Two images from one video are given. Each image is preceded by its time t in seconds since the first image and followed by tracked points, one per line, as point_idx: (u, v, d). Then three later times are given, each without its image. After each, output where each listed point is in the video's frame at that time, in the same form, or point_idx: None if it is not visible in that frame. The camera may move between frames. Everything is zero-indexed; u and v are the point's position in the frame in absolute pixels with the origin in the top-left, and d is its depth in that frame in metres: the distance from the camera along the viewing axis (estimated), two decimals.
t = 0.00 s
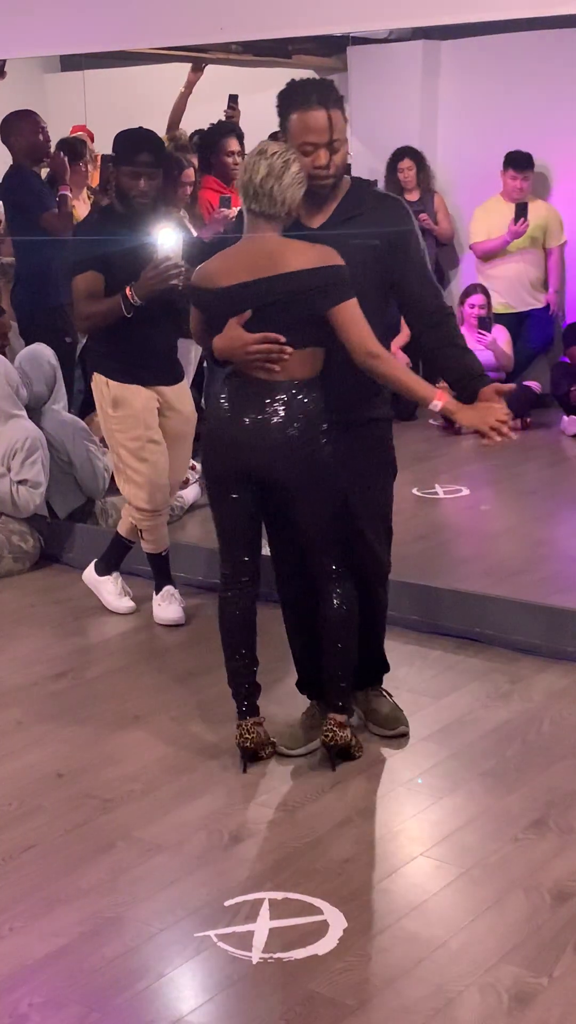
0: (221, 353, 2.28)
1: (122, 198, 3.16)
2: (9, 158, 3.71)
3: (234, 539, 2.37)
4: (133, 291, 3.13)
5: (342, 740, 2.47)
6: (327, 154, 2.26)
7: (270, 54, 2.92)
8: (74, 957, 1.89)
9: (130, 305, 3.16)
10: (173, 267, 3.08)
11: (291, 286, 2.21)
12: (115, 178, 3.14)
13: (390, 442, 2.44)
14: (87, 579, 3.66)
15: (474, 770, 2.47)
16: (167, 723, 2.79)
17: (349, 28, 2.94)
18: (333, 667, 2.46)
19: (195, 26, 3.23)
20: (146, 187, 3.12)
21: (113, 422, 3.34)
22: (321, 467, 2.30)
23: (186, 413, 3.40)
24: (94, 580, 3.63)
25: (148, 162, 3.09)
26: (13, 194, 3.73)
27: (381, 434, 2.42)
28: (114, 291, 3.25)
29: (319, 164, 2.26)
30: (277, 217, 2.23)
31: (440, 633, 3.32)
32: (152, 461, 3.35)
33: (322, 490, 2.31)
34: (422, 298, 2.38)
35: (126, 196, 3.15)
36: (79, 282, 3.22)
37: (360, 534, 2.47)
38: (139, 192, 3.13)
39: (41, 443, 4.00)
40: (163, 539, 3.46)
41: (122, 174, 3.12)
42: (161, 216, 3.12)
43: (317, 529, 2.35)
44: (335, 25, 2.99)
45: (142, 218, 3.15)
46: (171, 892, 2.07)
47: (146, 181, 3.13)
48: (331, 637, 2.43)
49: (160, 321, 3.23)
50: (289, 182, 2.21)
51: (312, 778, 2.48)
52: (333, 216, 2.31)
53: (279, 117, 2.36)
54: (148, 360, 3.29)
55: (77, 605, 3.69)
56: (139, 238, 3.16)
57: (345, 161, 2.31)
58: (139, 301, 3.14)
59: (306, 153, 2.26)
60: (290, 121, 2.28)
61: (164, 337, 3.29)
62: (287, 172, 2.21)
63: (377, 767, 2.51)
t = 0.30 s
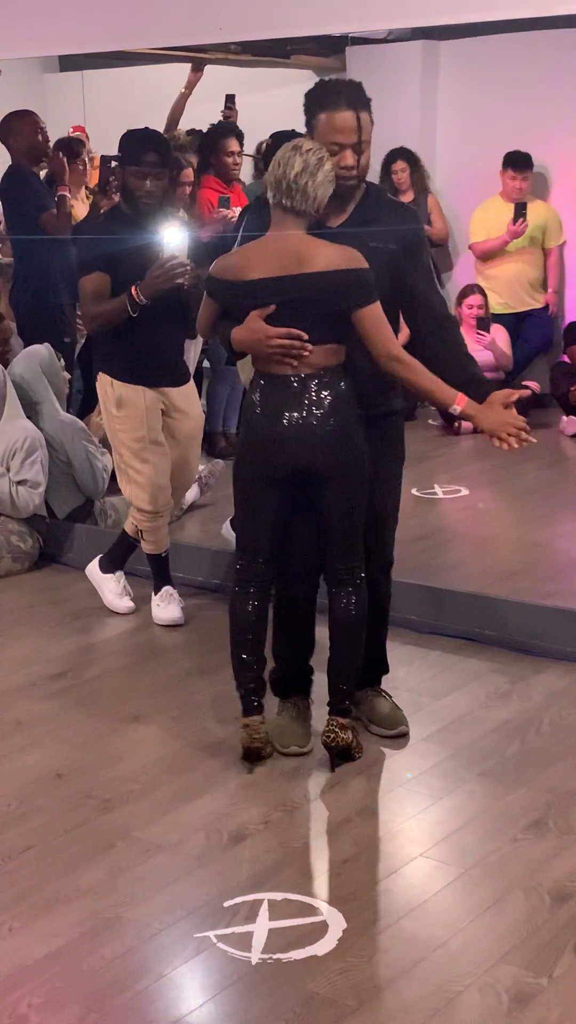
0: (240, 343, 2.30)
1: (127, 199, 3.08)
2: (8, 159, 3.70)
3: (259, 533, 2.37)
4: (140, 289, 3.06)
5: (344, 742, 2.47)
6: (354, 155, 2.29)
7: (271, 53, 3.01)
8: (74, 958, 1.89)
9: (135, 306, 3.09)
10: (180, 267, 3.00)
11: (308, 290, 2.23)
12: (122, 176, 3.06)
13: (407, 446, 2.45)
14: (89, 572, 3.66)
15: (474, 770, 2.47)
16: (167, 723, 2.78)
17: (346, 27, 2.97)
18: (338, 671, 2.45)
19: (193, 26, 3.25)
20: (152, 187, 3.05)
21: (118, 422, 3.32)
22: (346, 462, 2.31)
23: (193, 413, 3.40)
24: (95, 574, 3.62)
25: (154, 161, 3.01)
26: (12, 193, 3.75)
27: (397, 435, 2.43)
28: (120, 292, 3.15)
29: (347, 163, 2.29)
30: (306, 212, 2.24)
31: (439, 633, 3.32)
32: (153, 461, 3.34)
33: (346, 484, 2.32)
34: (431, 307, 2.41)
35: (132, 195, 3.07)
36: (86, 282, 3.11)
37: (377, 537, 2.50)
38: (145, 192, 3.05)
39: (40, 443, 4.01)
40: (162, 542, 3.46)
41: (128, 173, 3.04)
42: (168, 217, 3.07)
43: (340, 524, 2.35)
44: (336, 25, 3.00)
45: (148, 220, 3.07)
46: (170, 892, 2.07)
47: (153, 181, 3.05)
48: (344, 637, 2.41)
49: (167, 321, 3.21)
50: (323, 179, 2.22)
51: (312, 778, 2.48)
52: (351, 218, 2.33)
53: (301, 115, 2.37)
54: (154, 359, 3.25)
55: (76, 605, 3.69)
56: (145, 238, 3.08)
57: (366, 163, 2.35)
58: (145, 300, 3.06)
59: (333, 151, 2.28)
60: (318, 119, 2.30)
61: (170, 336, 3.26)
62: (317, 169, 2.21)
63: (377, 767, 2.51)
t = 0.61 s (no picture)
0: (223, 345, 2.32)
1: (132, 198, 3.14)
2: (9, 159, 3.72)
3: (259, 531, 2.39)
4: (147, 284, 3.12)
5: (347, 744, 2.48)
6: (349, 158, 2.33)
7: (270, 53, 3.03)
8: (75, 958, 1.89)
9: (141, 302, 3.14)
10: (186, 261, 3.10)
11: (295, 291, 2.22)
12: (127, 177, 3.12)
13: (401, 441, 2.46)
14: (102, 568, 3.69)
15: (474, 770, 2.47)
16: (167, 723, 2.79)
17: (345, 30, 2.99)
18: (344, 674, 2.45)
19: (193, 26, 3.28)
20: (157, 188, 3.11)
21: (118, 422, 3.32)
22: (348, 461, 2.30)
23: (196, 413, 3.39)
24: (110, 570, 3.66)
25: (160, 162, 3.07)
26: (12, 194, 3.75)
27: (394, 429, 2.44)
28: (125, 292, 3.21)
29: (341, 167, 2.33)
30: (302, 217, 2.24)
31: (439, 633, 3.32)
32: (153, 461, 3.35)
33: (347, 483, 2.32)
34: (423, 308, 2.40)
35: (137, 196, 3.13)
36: (93, 281, 3.18)
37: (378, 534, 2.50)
38: (150, 192, 3.11)
39: (40, 443, 4.00)
40: (157, 544, 3.45)
41: (133, 174, 3.10)
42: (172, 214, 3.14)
43: (340, 524, 2.35)
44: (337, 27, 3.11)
45: (153, 219, 3.14)
46: (171, 893, 2.07)
47: (157, 181, 3.10)
48: (345, 637, 2.41)
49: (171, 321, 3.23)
50: (319, 186, 2.22)
51: (313, 778, 2.48)
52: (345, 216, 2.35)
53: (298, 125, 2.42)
54: (158, 358, 3.26)
55: (78, 605, 3.69)
56: (150, 237, 3.16)
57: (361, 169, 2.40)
58: (152, 298, 3.12)
59: (328, 154, 2.32)
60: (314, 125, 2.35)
61: (173, 336, 3.27)
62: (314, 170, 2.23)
63: (377, 768, 2.51)
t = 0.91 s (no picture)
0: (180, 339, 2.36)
1: (131, 195, 3.20)
2: (10, 158, 3.72)
3: (218, 528, 2.39)
4: (142, 283, 3.15)
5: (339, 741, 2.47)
6: (311, 151, 2.27)
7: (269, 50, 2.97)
8: (75, 958, 1.89)
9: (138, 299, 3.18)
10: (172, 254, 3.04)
11: (236, 283, 2.21)
12: (128, 176, 3.19)
13: (384, 449, 2.37)
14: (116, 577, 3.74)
15: (475, 769, 2.47)
16: (168, 723, 2.78)
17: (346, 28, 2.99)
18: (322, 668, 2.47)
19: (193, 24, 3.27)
20: (155, 185, 3.16)
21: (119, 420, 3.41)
22: (303, 467, 2.28)
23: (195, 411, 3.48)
24: (122, 574, 3.71)
25: (159, 161, 3.13)
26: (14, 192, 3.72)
27: (373, 443, 2.35)
28: (123, 286, 3.28)
29: (302, 161, 2.27)
30: (249, 213, 2.21)
31: (440, 632, 3.32)
32: (151, 458, 3.42)
33: (310, 494, 2.30)
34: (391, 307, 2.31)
35: (137, 193, 3.19)
36: (91, 279, 3.28)
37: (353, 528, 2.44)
38: (149, 189, 3.17)
39: (41, 442, 4.03)
40: (155, 541, 3.50)
41: (133, 173, 3.17)
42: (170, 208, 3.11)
43: (291, 524, 2.32)
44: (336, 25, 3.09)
45: (150, 216, 3.18)
46: (172, 892, 2.07)
47: (157, 180, 3.17)
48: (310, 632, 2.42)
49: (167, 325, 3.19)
50: (265, 181, 2.20)
51: (314, 778, 2.48)
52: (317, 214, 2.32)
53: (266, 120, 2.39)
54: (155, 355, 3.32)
55: (79, 604, 3.69)
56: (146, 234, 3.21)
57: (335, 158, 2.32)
58: (147, 295, 3.15)
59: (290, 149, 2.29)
60: (277, 119, 2.33)
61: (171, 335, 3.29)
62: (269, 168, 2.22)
63: (378, 767, 2.51)
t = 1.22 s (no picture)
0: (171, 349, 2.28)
1: (128, 192, 3.16)
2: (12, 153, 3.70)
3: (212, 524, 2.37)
4: (136, 281, 3.15)
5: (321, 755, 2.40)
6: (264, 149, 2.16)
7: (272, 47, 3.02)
8: (76, 953, 1.89)
9: (131, 298, 3.17)
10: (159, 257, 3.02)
11: (201, 286, 2.14)
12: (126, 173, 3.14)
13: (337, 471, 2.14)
14: (114, 580, 3.74)
15: (476, 765, 2.47)
16: (169, 718, 2.78)
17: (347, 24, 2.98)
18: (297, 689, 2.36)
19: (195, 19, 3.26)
20: (149, 183, 3.08)
21: (115, 414, 3.40)
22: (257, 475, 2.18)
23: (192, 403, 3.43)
24: (120, 575, 3.71)
25: (154, 158, 3.05)
26: (19, 187, 3.73)
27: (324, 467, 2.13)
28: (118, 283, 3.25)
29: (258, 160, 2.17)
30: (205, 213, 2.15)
31: (442, 628, 3.32)
32: (151, 450, 3.42)
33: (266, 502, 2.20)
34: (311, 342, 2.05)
35: (132, 188, 3.13)
36: (86, 276, 3.32)
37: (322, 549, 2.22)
38: (143, 186, 3.09)
39: (42, 436, 4.02)
40: (154, 535, 3.50)
41: (130, 169, 3.12)
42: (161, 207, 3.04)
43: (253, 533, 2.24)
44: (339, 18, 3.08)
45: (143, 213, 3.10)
46: (172, 888, 2.07)
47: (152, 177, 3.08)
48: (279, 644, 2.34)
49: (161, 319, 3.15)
50: (212, 181, 2.16)
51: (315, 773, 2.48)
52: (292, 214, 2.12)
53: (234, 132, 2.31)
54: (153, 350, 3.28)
55: (80, 600, 3.69)
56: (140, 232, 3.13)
57: (303, 155, 2.17)
58: (139, 292, 3.15)
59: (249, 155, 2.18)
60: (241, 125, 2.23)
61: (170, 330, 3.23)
62: (226, 178, 2.16)
63: (379, 763, 2.51)
